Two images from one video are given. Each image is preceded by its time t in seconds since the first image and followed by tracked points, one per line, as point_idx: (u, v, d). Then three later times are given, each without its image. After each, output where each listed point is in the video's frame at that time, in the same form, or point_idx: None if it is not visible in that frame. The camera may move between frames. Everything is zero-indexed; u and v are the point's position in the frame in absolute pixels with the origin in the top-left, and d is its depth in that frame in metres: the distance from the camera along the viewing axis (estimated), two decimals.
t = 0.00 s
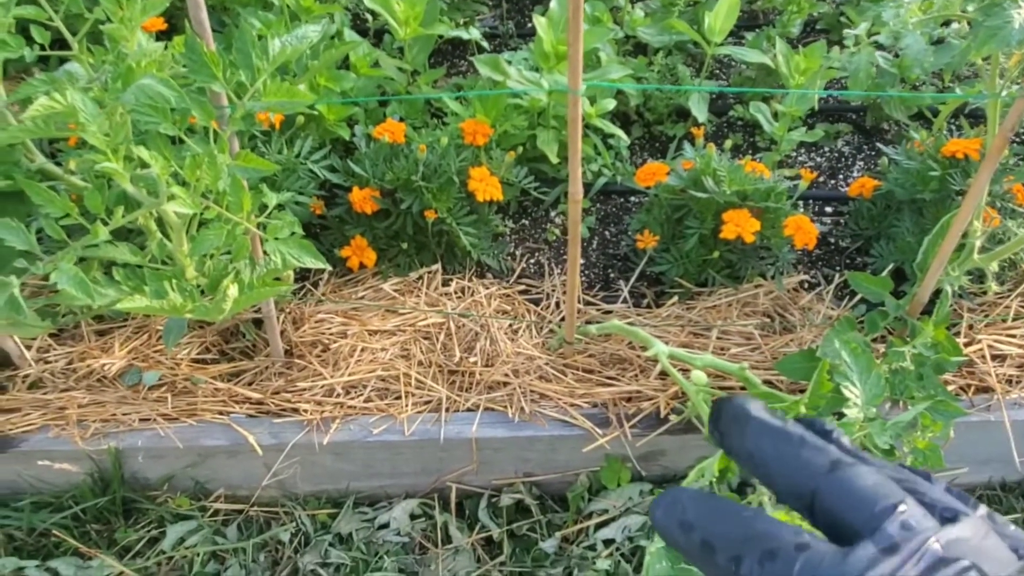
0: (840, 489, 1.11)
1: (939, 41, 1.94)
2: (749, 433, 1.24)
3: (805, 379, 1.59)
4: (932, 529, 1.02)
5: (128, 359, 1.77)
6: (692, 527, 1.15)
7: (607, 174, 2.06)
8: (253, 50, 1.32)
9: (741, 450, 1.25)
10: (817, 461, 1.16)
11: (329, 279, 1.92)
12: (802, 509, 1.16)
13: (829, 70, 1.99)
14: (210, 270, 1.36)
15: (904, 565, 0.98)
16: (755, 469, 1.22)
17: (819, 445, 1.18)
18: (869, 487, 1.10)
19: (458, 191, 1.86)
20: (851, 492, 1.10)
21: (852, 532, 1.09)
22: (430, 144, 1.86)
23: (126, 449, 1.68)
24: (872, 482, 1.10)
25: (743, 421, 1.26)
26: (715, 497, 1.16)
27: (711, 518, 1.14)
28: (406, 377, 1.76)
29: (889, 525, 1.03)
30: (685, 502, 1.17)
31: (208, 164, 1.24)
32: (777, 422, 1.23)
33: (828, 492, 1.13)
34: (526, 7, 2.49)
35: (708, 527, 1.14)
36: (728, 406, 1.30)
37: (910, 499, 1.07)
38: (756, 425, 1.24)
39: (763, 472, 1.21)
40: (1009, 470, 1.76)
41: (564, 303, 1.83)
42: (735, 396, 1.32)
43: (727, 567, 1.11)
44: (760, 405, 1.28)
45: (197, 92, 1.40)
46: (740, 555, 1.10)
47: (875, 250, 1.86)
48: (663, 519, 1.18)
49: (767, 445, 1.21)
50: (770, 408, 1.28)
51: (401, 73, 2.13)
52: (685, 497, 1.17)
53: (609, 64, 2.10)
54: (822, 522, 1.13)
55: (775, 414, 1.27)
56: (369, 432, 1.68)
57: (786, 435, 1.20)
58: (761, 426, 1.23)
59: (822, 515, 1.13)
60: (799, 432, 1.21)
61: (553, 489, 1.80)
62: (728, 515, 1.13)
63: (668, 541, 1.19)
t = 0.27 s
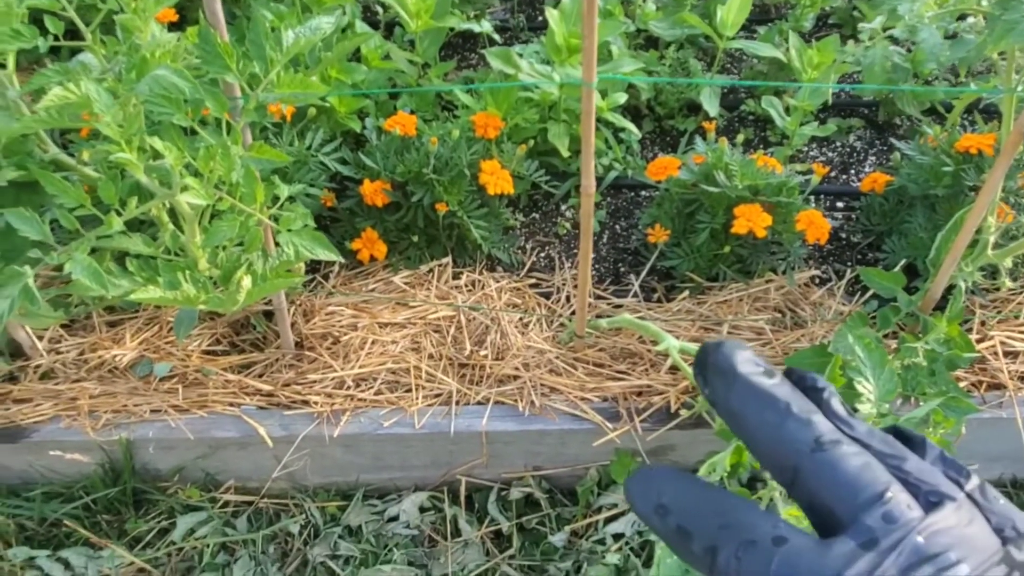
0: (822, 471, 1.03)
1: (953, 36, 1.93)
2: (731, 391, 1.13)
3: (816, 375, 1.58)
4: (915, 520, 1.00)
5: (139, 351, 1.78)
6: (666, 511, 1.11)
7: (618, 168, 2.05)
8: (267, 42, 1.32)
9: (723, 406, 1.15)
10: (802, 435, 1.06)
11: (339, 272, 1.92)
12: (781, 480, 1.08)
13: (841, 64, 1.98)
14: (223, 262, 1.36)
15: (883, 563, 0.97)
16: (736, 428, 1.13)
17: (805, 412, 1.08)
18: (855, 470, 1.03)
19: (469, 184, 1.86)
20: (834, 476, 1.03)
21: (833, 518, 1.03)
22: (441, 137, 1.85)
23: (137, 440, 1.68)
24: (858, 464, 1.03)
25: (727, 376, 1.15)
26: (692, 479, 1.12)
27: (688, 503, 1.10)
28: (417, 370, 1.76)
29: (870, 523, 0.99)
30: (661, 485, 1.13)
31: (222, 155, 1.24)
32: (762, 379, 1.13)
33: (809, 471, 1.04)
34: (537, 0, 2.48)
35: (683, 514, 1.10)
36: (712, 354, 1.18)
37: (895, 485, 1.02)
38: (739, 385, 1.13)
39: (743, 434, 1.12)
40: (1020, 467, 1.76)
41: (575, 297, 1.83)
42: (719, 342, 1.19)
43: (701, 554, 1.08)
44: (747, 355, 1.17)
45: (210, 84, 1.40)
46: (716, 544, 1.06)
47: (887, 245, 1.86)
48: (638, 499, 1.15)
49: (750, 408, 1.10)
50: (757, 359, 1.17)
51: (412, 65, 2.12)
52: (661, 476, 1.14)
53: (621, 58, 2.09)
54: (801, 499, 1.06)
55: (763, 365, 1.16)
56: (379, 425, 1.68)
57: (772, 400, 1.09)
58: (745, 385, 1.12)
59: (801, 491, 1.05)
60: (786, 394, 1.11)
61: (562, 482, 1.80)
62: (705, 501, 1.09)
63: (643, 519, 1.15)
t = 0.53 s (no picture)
0: (822, 478, 1.03)
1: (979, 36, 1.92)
2: (730, 394, 1.14)
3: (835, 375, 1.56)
4: (918, 529, 0.99)
5: (156, 339, 1.78)
6: (665, 514, 1.13)
7: (636, 165, 2.04)
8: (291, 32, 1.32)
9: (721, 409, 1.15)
10: (803, 442, 1.06)
11: (356, 264, 1.92)
12: (781, 486, 1.09)
13: (864, 64, 1.97)
14: (244, 252, 1.36)
15: (888, 572, 0.97)
16: (734, 432, 1.13)
17: (804, 417, 1.09)
18: (856, 477, 1.03)
19: (488, 178, 1.85)
20: (835, 484, 1.02)
21: (834, 526, 1.03)
22: (461, 130, 1.85)
23: (152, 428, 1.68)
24: (859, 473, 1.03)
25: (726, 379, 1.15)
26: (691, 482, 1.14)
27: (687, 506, 1.11)
28: (433, 363, 1.76)
29: (873, 530, 0.99)
30: (660, 488, 1.15)
31: (245, 144, 1.24)
32: (760, 383, 1.13)
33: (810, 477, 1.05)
34: None
35: (681, 518, 1.11)
36: (710, 355, 1.19)
37: (897, 493, 1.02)
38: (740, 388, 1.13)
39: (743, 439, 1.12)
40: None
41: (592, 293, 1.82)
42: (718, 342, 1.20)
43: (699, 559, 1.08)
44: (746, 357, 1.17)
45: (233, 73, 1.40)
46: (716, 550, 1.06)
47: (908, 247, 1.85)
48: (638, 499, 1.17)
49: (748, 411, 1.11)
50: (756, 360, 1.17)
51: (432, 58, 2.12)
52: (660, 478, 1.16)
53: (642, 53, 2.08)
54: (801, 505, 1.06)
55: (762, 368, 1.17)
56: (394, 418, 1.68)
57: (771, 403, 1.10)
58: (744, 389, 1.13)
59: (801, 497, 1.06)
60: (786, 398, 1.11)
61: (576, 479, 1.80)
62: (703, 505, 1.10)
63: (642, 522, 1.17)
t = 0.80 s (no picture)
0: (833, 467, 1.07)
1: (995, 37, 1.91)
2: (738, 383, 1.17)
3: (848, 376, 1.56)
4: (928, 521, 1.03)
5: (170, 334, 1.79)
6: (672, 505, 1.16)
7: (649, 164, 2.04)
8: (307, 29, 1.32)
9: (729, 397, 1.18)
10: (813, 430, 1.10)
11: (368, 261, 1.93)
12: (790, 474, 1.12)
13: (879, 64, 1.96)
14: (259, 248, 1.36)
15: (898, 563, 1.01)
16: (742, 420, 1.17)
17: (814, 406, 1.12)
18: (866, 467, 1.07)
19: (501, 175, 1.85)
20: (846, 474, 1.06)
21: (844, 515, 1.07)
22: (474, 128, 1.85)
23: (166, 422, 1.69)
24: (869, 463, 1.06)
25: (734, 367, 1.18)
26: (698, 473, 1.17)
27: (694, 497, 1.15)
28: (445, 361, 1.76)
29: (885, 522, 1.03)
30: (666, 478, 1.18)
31: (261, 141, 1.24)
32: (768, 371, 1.16)
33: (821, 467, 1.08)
34: None
35: (688, 508, 1.14)
36: (716, 342, 1.22)
37: (907, 484, 1.06)
38: (748, 377, 1.16)
39: (752, 427, 1.15)
40: None
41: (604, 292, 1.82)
42: (725, 330, 1.23)
43: (709, 549, 1.11)
44: (754, 344, 1.20)
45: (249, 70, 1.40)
46: (725, 541, 1.09)
47: (922, 248, 1.84)
48: (644, 489, 1.20)
49: (757, 400, 1.14)
50: (763, 348, 1.20)
51: (445, 55, 2.12)
52: (665, 467, 1.19)
53: (655, 52, 2.08)
54: (811, 494, 1.10)
55: (770, 356, 1.20)
56: (406, 415, 1.68)
57: (781, 393, 1.13)
58: (753, 377, 1.16)
59: (811, 486, 1.10)
60: (795, 387, 1.14)
61: (587, 477, 1.80)
62: (710, 496, 1.14)
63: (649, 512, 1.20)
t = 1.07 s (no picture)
0: (862, 469, 0.99)
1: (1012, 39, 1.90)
2: (757, 375, 1.09)
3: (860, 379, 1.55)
4: (965, 527, 0.94)
5: (181, 328, 1.80)
6: (690, 506, 1.12)
7: (661, 163, 2.04)
8: (322, 26, 1.32)
9: (746, 392, 1.11)
10: (839, 429, 1.01)
11: (379, 257, 1.93)
12: (814, 476, 1.04)
13: (894, 66, 1.95)
14: (272, 244, 1.37)
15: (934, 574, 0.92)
16: (762, 416, 1.09)
17: (840, 401, 1.04)
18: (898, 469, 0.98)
19: (513, 174, 1.85)
20: (877, 477, 0.98)
21: (875, 523, 0.98)
22: (487, 126, 1.85)
23: (177, 416, 1.70)
24: (901, 464, 0.98)
25: (752, 359, 1.11)
26: (713, 472, 1.13)
27: (712, 497, 1.10)
28: (455, 358, 1.76)
29: (918, 528, 0.94)
30: (682, 477, 1.15)
31: (275, 137, 1.24)
32: (789, 364, 1.09)
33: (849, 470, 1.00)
34: None
35: (706, 510, 1.10)
36: (733, 334, 1.15)
37: (942, 488, 0.97)
38: (767, 369, 1.09)
39: (772, 423, 1.07)
40: None
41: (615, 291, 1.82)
42: (742, 322, 1.16)
43: (730, 556, 1.06)
44: (772, 336, 1.13)
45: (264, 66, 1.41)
46: (750, 548, 1.04)
47: (935, 251, 1.83)
48: (660, 491, 1.17)
49: (778, 395, 1.06)
50: (782, 340, 1.13)
51: (458, 53, 2.12)
52: (680, 468, 1.16)
53: (669, 52, 2.07)
54: (838, 497, 1.01)
55: (790, 347, 1.12)
56: (416, 412, 1.69)
57: (804, 387, 1.05)
58: (773, 370, 1.08)
59: (839, 487, 1.01)
60: (819, 381, 1.06)
61: (595, 476, 1.80)
62: (729, 499, 1.09)
63: (667, 513, 1.17)
